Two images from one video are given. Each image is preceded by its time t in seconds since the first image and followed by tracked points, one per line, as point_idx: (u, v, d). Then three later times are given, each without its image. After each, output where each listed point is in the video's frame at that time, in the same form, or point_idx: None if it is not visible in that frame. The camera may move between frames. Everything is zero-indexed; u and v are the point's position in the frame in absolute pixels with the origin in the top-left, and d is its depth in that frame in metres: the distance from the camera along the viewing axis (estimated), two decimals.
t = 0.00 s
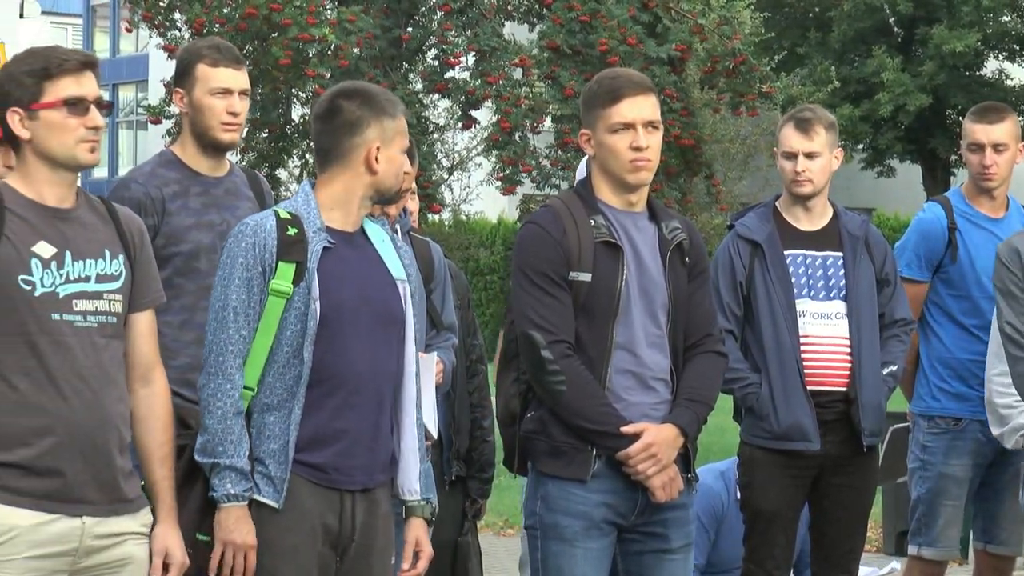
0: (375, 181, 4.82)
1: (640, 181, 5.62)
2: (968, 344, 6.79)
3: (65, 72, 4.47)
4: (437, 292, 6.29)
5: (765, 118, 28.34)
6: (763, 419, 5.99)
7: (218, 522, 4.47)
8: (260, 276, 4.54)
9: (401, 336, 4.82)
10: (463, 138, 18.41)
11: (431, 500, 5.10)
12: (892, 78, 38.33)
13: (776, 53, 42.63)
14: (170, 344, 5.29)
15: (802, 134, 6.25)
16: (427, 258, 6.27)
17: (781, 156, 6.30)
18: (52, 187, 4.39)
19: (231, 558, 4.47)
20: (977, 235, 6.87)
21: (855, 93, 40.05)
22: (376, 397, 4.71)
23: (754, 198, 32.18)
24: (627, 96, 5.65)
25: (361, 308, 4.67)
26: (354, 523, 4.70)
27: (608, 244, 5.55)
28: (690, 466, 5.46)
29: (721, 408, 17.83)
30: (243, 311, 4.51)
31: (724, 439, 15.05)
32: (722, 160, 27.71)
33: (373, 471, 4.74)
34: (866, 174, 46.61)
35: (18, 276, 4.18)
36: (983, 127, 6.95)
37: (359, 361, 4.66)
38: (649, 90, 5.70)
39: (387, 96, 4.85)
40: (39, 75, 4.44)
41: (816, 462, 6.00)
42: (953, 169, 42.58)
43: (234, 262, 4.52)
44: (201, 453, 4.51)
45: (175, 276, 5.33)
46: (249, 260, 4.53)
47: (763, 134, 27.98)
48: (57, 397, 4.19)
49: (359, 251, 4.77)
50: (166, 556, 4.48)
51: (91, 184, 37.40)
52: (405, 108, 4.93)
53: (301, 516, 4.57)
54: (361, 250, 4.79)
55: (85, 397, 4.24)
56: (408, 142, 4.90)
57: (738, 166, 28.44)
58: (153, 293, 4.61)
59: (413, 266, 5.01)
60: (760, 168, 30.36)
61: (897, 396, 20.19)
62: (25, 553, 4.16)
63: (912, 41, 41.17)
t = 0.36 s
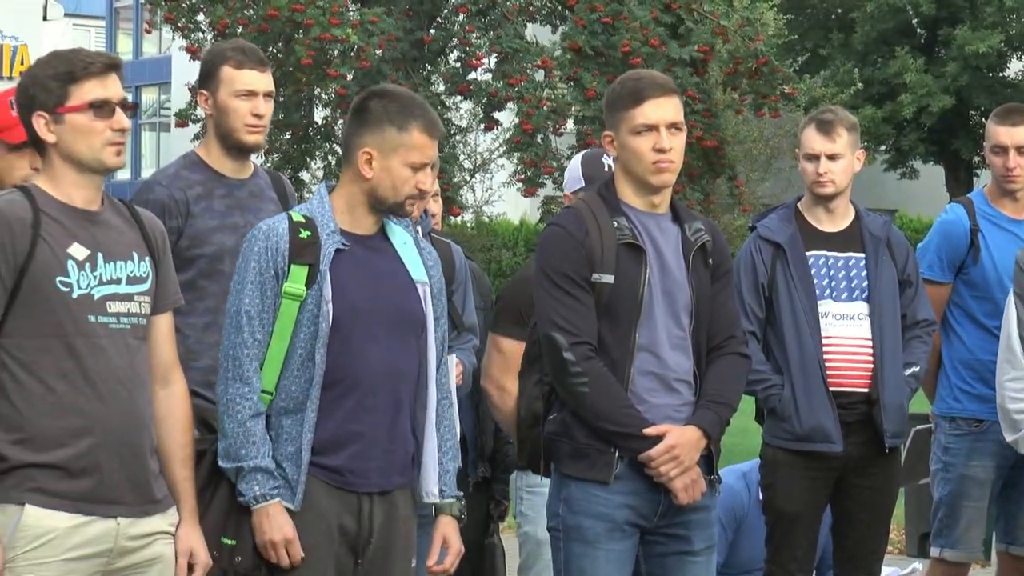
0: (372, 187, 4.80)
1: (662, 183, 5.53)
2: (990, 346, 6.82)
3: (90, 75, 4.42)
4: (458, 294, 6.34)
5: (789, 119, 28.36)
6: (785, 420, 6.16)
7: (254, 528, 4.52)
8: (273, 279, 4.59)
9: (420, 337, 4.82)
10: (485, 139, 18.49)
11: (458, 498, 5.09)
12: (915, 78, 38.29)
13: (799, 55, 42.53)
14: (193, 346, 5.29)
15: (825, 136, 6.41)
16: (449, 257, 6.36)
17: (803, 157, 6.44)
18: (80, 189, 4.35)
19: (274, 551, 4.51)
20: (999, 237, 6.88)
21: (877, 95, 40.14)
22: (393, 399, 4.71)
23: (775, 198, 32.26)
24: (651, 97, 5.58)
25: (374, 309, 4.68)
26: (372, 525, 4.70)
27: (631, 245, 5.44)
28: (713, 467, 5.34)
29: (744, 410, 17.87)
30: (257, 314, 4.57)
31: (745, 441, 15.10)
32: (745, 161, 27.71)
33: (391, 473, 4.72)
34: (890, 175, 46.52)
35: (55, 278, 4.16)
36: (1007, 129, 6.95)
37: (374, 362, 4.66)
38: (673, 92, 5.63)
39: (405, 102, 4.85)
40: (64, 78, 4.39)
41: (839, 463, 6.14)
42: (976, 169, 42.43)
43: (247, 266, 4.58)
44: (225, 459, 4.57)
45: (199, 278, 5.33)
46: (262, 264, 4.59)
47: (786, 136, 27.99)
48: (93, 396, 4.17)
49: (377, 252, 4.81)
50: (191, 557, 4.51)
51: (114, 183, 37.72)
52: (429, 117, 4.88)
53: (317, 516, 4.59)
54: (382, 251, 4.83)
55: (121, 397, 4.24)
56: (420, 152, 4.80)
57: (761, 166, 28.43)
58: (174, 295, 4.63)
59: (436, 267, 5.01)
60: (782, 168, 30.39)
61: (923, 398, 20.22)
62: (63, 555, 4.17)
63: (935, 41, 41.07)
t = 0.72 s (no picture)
0: (385, 190, 4.80)
1: (688, 184, 5.47)
2: (1015, 346, 6.81)
3: (117, 77, 4.38)
4: (483, 294, 6.35)
5: (815, 120, 28.38)
6: (811, 422, 6.26)
7: (279, 536, 4.52)
8: (299, 286, 4.59)
9: (447, 341, 4.83)
10: (514, 139, 18.52)
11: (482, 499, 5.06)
12: (940, 79, 38.20)
13: (824, 57, 42.20)
14: (220, 348, 5.29)
15: (851, 137, 6.48)
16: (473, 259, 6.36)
17: (828, 158, 6.53)
18: (107, 191, 4.31)
19: (299, 562, 4.49)
20: None
21: (903, 95, 39.99)
22: (421, 402, 4.72)
23: (801, 199, 32.28)
24: (676, 98, 5.52)
25: (401, 314, 4.68)
26: (402, 526, 4.69)
27: (658, 247, 5.40)
28: (740, 468, 5.31)
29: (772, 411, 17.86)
30: (286, 322, 4.57)
31: (772, 442, 15.11)
32: (771, 161, 27.74)
33: (419, 477, 4.72)
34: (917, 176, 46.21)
35: (84, 279, 4.12)
36: None
37: (401, 367, 4.66)
38: (698, 93, 5.58)
39: (424, 107, 4.84)
40: (91, 81, 4.35)
41: (863, 465, 6.25)
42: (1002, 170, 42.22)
43: (273, 274, 4.59)
44: (252, 468, 4.55)
45: (225, 280, 5.33)
46: (287, 271, 4.59)
47: (813, 137, 27.95)
48: (121, 396, 4.13)
49: (403, 255, 4.82)
50: (218, 557, 4.48)
51: (139, 184, 38.11)
52: (449, 123, 4.85)
53: (346, 519, 4.59)
54: (408, 254, 4.84)
55: (148, 398, 4.19)
56: (433, 161, 4.77)
57: (787, 167, 28.41)
58: (202, 294, 4.58)
59: (464, 266, 5.03)
60: (808, 169, 30.45)
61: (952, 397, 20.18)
62: (93, 557, 4.14)
63: (961, 43, 40.86)
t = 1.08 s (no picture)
0: (411, 184, 4.84)
1: (717, 183, 5.46)
2: None
3: (152, 77, 4.34)
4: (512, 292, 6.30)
5: (847, 120, 28.30)
6: (843, 422, 6.28)
7: (311, 532, 4.55)
8: (332, 284, 4.62)
9: (480, 339, 4.84)
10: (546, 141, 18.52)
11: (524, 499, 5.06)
12: (974, 78, 37.98)
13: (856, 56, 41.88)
14: (253, 348, 5.31)
15: (884, 135, 6.50)
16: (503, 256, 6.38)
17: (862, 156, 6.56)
18: (141, 191, 4.27)
19: (331, 557, 4.52)
20: None
21: (936, 95, 39.80)
22: (455, 399, 4.73)
23: (835, 199, 32.17)
24: (707, 97, 5.51)
25: (435, 311, 4.70)
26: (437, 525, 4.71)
27: (689, 247, 5.41)
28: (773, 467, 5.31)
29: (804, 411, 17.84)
30: (318, 317, 4.60)
31: (805, 442, 15.08)
32: (804, 162, 27.69)
33: (454, 475, 4.73)
34: (950, 176, 45.92)
35: (117, 279, 4.08)
36: None
37: (434, 364, 4.68)
38: (728, 92, 5.56)
39: (445, 98, 4.88)
40: (125, 81, 4.31)
41: (895, 465, 6.27)
42: None
43: (306, 269, 4.61)
44: (284, 464, 4.57)
45: (259, 280, 5.36)
46: (320, 268, 4.62)
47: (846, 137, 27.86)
48: (155, 396, 4.10)
49: (436, 252, 4.84)
50: (252, 556, 4.42)
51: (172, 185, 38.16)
52: (470, 114, 4.88)
53: (382, 518, 4.61)
54: (442, 251, 4.86)
55: (181, 397, 4.15)
56: (453, 150, 4.80)
57: (819, 169, 28.34)
58: (239, 295, 4.57)
59: (497, 266, 5.02)
60: (840, 170, 30.37)
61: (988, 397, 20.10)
62: (125, 557, 4.09)
63: (995, 42, 40.62)
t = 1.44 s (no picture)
0: (432, 181, 4.89)
1: (742, 183, 5.46)
2: None
3: (180, 78, 4.39)
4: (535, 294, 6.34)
5: (876, 119, 28.15)
6: (871, 422, 6.29)
7: (336, 534, 4.59)
8: (357, 285, 4.66)
9: (505, 340, 4.86)
10: (574, 141, 18.56)
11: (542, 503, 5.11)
12: (1004, 78, 36.65)
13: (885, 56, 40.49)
14: (282, 347, 5.35)
15: (911, 134, 6.51)
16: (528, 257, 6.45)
17: (890, 156, 6.57)
18: (169, 191, 4.32)
19: (359, 558, 4.55)
20: None
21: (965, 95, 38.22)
22: (479, 399, 4.75)
23: (863, 199, 31.96)
24: (731, 97, 5.51)
25: (460, 312, 4.73)
26: (460, 527, 4.73)
27: (714, 247, 5.40)
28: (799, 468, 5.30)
29: (832, 412, 17.79)
30: (344, 319, 4.64)
31: (833, 442, 15.05)
32: (832, 162, 27.58)
33: (479, 476, 4.75)
34: (979, 175, 45.51)
35: (144, 279, 4.13)
36: None
37: (459, 365, 4.70)
38: (753, 92, 5.56)
39: (458, 91, 4.96)
40: (154, 81, 4.36)
41: (924, 465, 6.27)
42: None
43: (332, 272, 4.66)
44: (310, 466, 4.61)
45: (288, 280, 5.39)
46: (345, 270, 4.67)
47: (875, 137, 27.69)
48: (180, 397, 4.14)
49: (460, 253, 4.87)
50: (279, 557, 4.46)
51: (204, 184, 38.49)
52: (484, 102, 4.97)
53: (406, 519, 4.65)
54: (466, 253, 4.88)
55: (207, 397, 4.19)
56: (471, 138, 4.87)
57: (847, 168, 28.22)
58: (266, 295, 4.60)
59: (523, 268, 5.05)
60: (870, 169, 30.22)
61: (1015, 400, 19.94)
62: (151, 556, 4.14)
63: None
